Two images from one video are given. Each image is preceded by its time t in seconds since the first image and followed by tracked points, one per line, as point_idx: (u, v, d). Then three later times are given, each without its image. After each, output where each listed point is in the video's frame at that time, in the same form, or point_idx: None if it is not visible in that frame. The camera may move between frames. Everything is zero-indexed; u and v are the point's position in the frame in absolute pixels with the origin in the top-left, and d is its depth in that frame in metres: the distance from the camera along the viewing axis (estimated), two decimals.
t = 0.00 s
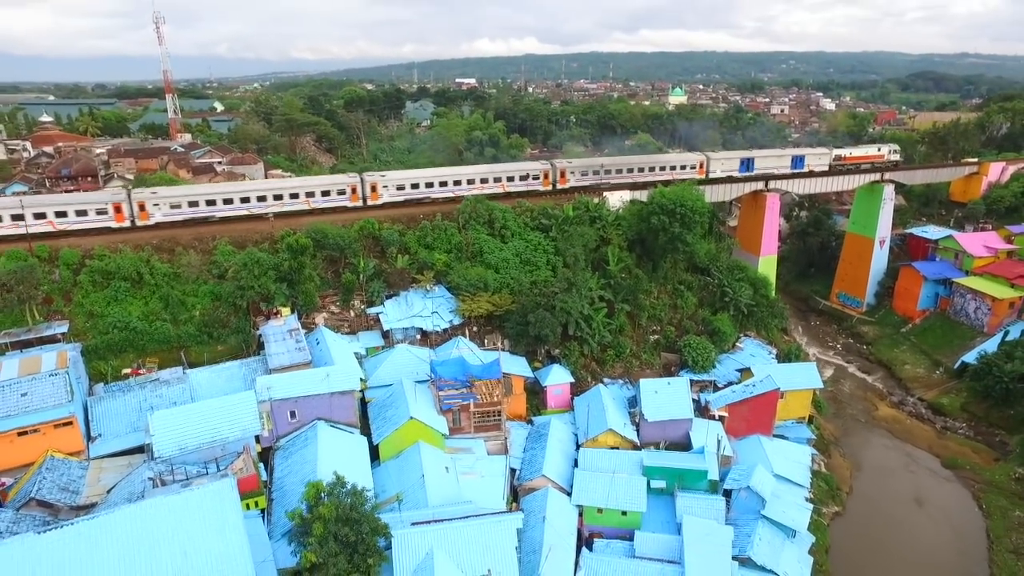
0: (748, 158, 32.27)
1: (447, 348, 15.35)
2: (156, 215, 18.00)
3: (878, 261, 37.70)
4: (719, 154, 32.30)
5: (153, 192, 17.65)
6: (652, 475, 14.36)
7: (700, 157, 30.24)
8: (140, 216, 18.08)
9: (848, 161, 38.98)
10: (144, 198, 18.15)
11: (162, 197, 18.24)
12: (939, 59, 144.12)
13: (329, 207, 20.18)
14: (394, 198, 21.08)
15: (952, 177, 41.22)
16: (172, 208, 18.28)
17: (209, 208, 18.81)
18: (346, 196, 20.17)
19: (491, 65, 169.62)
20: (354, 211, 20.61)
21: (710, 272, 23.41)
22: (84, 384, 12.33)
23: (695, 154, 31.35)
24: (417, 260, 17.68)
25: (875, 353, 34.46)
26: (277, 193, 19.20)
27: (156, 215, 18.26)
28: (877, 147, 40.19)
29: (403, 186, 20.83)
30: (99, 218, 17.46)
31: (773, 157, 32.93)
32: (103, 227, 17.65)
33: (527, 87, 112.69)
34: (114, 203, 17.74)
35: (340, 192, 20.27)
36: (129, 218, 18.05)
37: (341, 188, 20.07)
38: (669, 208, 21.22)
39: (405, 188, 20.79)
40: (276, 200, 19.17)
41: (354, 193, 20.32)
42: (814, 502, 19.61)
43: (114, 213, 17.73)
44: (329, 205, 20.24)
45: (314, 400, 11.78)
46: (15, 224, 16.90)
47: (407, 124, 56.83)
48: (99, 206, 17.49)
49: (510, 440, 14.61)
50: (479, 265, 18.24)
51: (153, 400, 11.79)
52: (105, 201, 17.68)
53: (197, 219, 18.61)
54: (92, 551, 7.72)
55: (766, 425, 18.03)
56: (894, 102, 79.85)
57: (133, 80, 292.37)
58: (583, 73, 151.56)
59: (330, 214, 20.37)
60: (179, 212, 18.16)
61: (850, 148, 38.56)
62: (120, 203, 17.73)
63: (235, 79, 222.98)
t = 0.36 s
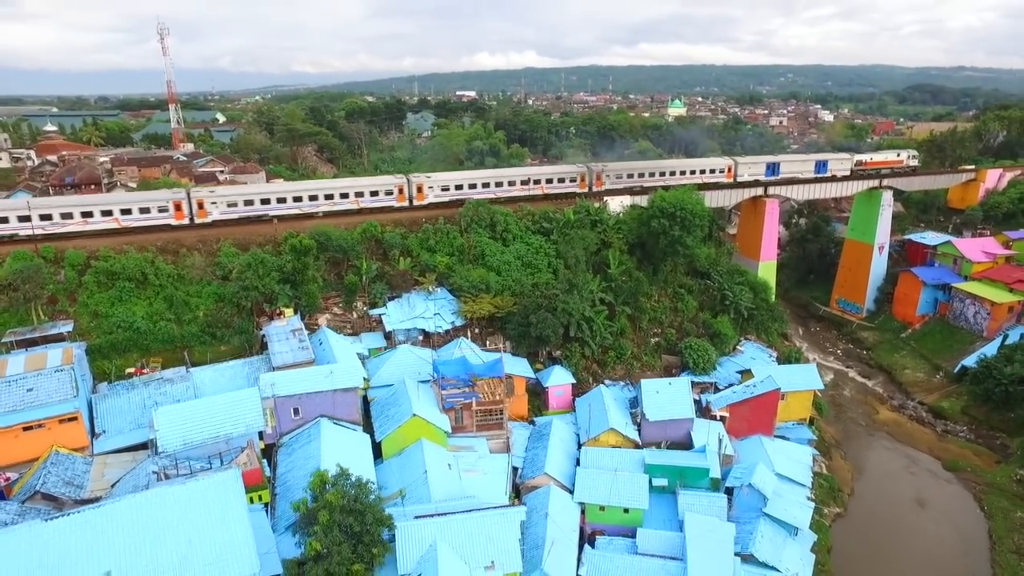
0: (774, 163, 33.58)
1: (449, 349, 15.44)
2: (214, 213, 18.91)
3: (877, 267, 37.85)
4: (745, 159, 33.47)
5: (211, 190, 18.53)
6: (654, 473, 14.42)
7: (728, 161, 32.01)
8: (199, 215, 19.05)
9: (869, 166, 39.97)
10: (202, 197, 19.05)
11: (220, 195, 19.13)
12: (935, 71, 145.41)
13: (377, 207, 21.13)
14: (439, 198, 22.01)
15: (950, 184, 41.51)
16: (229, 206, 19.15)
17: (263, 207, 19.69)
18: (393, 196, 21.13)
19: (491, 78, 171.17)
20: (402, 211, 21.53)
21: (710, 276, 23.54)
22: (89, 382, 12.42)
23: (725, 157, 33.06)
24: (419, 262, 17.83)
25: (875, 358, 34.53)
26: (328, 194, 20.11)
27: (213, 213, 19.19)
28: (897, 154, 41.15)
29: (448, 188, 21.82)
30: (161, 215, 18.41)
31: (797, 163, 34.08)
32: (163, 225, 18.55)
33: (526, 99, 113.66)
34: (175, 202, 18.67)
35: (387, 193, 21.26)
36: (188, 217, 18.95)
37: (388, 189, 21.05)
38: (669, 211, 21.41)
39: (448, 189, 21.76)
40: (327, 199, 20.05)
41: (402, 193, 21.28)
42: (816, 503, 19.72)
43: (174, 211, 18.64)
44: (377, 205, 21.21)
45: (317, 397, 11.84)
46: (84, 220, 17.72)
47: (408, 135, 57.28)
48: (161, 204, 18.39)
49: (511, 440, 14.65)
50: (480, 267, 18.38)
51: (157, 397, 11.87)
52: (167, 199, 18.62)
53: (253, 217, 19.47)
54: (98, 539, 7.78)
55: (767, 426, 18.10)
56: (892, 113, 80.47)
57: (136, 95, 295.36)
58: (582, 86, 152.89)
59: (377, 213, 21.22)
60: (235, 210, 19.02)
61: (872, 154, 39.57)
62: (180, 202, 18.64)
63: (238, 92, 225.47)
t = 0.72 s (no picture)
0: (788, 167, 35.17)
1: (443, 348, 15.53)
2: (258, 212, 19.75)
3: (864, 271, 38.32)
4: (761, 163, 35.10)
5: (256, 190, 19.32)
6: (646, 469, 14.53)
7: (744, 164, 33.66)
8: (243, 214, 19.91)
9: (878, 170, 41.24)
10: (246, 197, 19.86)
11: (263, 195, 19.96)
12: (919, 85, 147.97)
13: (414, 207, 22.00)
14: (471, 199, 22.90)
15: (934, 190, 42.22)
16: (273, 206, 20.01)
17: (304, 207, 20.63)
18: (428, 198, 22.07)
19: (482, 91, 172.29)
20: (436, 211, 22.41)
21: (700, 278, 23.76)
22: (80, 382, 12.40)
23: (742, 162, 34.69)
24: (412, 265, 17.94)
25: (864, 360, 34.90)
26: (367, 194, 20.95)
27: (257, 213, 20.01)
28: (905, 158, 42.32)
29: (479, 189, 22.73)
30: (208, 215, 19.25)
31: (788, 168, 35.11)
32: (209, 224, 19.37)
33: (517, 112, 114.51)
34: (220, 202, 19.51)
35: (422, 193, 22.07)
36: (233, 216, 19.83)
37: (423, 191, 21.91)
38: (659, 214, 21.68)
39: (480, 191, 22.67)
40: (366, 200, 20.91)
41: (436, 194, 22.16)
42: (807, 501, 20.02)
43: (220, 210, 19.48)
44: (413, 206, 22.07)
45: (310, 394, 11.87)
46: (134, 219, 18.45)
47: (399, 145, 57.56)
48: (208, 203, 19.19)
49: (505, 439, 14.73)
50: (472, 270, 18.51)
51: (149, 397, 11.87)
52: (212, 198, 19.44)
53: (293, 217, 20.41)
54: (91, 530, 7.79)
55: (758, 424, 18.28)
56: (878, 125, 81.82)
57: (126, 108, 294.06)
58: (572, 99, 154.20)
59: (414, 213, 22.07)
60: (277, 209, 19.88)
61: (880, 159, 40.85)
62: (225, 202, 19.47)
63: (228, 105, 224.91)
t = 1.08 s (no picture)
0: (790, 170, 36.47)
1: (427, 348, 15.57)
2: (290, 212, 20.27)
3: (842, 273, 39.11)
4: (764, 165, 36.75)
5: (289, 190, 19.83)
6: (631, 463, 14.70)
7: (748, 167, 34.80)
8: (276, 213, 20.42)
9: (872, 173, 42.62)
10: (279, 197, 20.41)
11: (295, 195, 20.51)
12: (891, 96, 151.87)
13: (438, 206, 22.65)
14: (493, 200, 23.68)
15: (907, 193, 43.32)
16: (304, 206, 20.57)
17: (334, 207, 21.30)
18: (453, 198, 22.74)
19: (463, 102, 173.06)
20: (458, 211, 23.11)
21: (681, 279, 24.10)
22: (61, 384, 12.29)
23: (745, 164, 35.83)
24: (396, 266, 18.04)
25: (843, 360, 35.57)
26: (394, 194, 21.50)
27: (289, 212, 20.60)
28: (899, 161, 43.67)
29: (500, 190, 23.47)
30: (242, 214, 19.78)
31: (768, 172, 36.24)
32: (243, 222, 19.89)
33: (499, 122, 115.18)
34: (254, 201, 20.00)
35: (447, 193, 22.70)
36: (266, 215, 20.36)
37: (448, 191, 22.52)
38: (640, 215, 22.03)
39: (502, 190, 23.43)
40: (392, 200, 21.51)
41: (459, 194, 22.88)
42: (789, 495, 20.47)
43: (253, 210, 19.98)
44: (437, 205, 22.72)
45: (295, 392, 11.89)
46: (172, 218, 18.93)
47: (382, 155, 57.65)
48: (242, 202, 19.76)
49: (489, 436, 14.80)
50: (456, 271, 18.64)
51: (132, 397, 11.81)
52: (247, 198, 20.01)
53: (325, 216, 20.99)
54: (75, 522, 7.78)
55: (740, 419, 18.57)
56: (853, 135, 83.74)
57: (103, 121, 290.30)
58: (553, 110, 155.63)
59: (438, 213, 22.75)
60: (308, 209, 20.42)
61: (874, 162, 42.23)
62: (259, 201, 19.96)
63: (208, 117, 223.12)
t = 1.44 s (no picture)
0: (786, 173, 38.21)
1: (409, 346, 15.65)
2: (315, 210, 20.93)
3: (815, 274, 40.03)
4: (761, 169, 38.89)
5: (314, 190, 20.50)
6: (611, 456, 14.91)
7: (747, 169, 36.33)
8: (302, 211, 21.00)
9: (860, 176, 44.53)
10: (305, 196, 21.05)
11: (319, 195, 21.18)
12: (860, 107, 156.16)
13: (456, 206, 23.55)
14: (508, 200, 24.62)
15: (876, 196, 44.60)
16: (328, 205, 21.20)
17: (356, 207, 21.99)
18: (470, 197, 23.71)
19: (441, 113, 173.52)
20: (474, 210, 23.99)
21: (659, 279, 24.50)
22: (35, 384, 12.12)
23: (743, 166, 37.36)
24: (375, 266, 18.11)
25: (817, 359, 36.34)
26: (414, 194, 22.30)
27: (314, 211, 21.26)
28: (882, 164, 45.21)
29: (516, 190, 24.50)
30: (269, 211, 20.43)
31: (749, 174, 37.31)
32: (270, 220, 20.55)
33: (476, 132, 115.62)
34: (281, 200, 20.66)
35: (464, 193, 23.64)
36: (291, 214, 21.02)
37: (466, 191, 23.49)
38: (617, 216, 22.42)
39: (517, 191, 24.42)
40: (413, 200, 22.32)
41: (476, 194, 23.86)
42: (767, 488, 20.87)
43: (281, 209, 20.56)
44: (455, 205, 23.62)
45: (276, 388, 11.90)
46: (202, 216, 19.50)
47: (360, 163, 57.60)
48: (270, 201, 20.43)
49: (471, 432, 14.90)
50: (436, 271, 18.77)
51: (110, 396, 11.70)
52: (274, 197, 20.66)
53: (348, 215, 21.65)
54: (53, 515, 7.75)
55: (717, 413, 18.91)
56: (824, 144, 86.01)
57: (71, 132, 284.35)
58: (530, 121, 156.95)
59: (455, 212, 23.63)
60: (332, 208, 21.06)
61: (862, 165, 44.09)
62: (286, 200, 20.58)
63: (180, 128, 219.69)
